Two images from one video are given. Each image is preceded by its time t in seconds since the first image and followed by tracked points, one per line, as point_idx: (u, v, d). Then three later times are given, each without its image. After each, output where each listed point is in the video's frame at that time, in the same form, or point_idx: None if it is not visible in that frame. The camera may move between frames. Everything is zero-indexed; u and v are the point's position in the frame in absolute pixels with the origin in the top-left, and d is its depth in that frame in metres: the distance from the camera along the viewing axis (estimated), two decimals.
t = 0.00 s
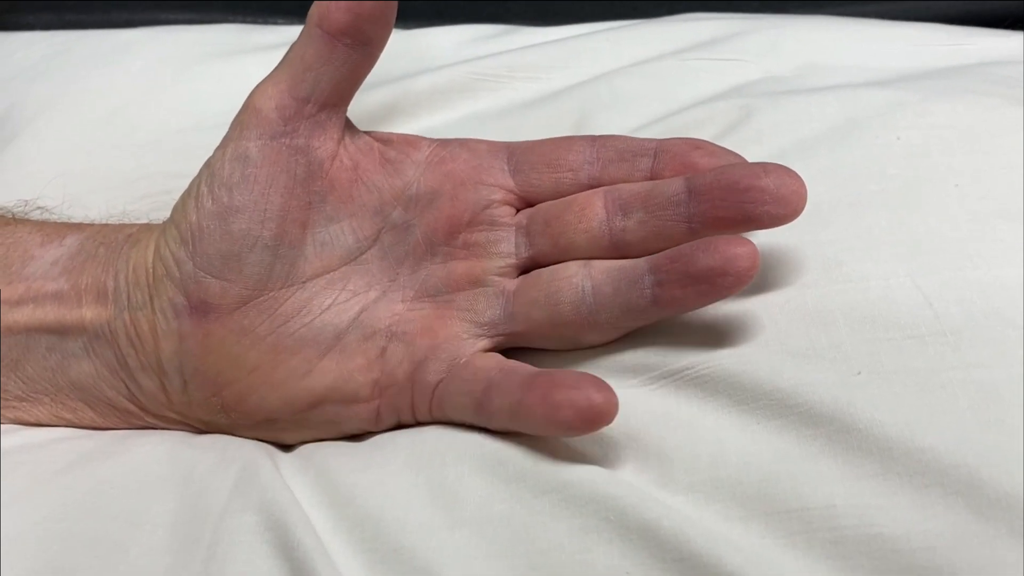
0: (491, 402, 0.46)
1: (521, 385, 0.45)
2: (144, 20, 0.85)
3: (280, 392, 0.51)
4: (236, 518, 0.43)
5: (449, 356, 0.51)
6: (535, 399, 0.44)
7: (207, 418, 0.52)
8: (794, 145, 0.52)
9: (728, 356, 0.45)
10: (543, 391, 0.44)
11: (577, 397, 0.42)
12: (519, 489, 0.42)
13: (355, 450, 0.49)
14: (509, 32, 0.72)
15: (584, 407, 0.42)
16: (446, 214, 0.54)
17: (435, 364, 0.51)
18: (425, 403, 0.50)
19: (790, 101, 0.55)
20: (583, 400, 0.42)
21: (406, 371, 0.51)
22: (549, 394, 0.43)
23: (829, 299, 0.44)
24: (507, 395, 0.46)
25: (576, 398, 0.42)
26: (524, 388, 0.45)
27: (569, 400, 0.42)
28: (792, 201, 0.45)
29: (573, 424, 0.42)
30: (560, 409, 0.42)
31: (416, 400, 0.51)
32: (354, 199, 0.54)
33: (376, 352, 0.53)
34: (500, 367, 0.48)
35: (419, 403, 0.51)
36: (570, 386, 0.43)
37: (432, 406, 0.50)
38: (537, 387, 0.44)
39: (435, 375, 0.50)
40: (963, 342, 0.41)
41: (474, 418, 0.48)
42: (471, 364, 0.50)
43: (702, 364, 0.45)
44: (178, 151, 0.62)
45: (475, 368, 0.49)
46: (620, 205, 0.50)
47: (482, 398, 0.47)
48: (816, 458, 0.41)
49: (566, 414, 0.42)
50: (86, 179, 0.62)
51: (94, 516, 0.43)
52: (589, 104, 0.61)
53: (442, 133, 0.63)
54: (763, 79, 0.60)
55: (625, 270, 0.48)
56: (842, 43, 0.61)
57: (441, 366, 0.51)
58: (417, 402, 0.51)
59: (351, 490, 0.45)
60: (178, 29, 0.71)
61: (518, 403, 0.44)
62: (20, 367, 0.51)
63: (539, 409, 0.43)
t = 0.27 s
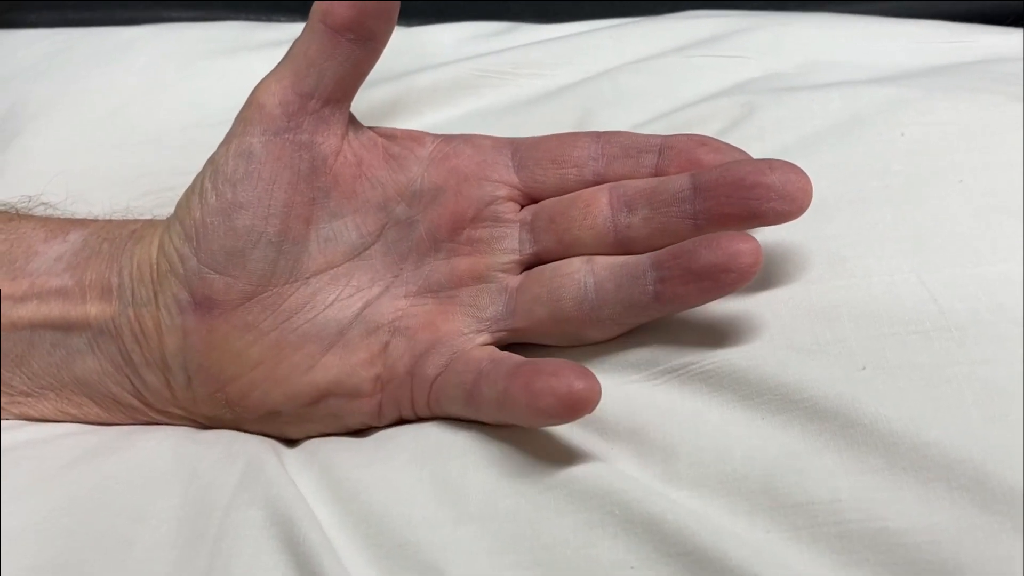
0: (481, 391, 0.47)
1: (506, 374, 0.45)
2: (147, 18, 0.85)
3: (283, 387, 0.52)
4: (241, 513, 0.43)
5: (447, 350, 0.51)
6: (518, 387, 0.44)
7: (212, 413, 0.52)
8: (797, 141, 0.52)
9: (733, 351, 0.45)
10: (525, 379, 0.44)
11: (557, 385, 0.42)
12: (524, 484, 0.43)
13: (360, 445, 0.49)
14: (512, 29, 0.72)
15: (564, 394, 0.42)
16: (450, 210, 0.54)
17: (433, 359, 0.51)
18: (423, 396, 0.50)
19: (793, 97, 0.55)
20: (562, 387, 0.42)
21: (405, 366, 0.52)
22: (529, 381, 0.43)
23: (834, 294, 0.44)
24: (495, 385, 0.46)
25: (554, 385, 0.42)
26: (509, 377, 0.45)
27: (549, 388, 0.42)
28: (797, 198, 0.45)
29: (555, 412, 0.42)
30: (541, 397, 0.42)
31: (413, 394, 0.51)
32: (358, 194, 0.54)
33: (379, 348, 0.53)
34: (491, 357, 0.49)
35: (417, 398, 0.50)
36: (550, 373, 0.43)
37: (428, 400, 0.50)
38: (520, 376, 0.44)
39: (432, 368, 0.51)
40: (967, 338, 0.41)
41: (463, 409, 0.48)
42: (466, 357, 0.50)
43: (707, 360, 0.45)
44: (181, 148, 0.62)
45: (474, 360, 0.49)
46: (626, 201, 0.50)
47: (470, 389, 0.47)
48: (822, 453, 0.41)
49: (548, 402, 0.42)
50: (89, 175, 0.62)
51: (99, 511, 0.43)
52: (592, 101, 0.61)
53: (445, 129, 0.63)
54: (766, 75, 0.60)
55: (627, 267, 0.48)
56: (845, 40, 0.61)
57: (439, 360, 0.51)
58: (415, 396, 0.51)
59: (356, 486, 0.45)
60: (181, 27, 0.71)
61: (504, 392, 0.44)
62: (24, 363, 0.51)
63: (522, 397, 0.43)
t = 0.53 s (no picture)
0: (481, 397, 0.47)
1: (506, 380, 0.45)
2: (148, 21, 0.85)
3: (284, 392, 0.52)
4: (242, 518, 0.43)
5: (447, 357, 0.51)
6: (518, 393, 0.44)
7: (212, 418, 0.52)
8: (798, 146, 0.52)
9: (733, 356, 0.45)
10: (525, 385, 0.44)
11: (557, 390, 0.42)
12: (525, 489, 0.43)
13: (360, 450, 0.49)
14: (512, 33, 0.72)
15: (563, 400, 0.42)
16: (450, 215, 0.54)
17: (433, 365, 0.51)
18: (423, 402, 0.50)
19: (793, 101, 0.55)
20: (558, 392, 0.42)
21: (404, 372, 0.52)
22: (530, 387, 0.43)
23: (835, 299, 0.44)
24: (495, 391, 0.46)
25: (554, 391, 0.42)
26: (509, 382, 0.45)
27: (548, 394, 0.42)
28: (798, 206, 0.45)
29: (554, 418, 0.42)
30: (539, 403, 0.42)
31: (413, 400, 0.51)
32: (359, 199, 0.54)
33: (379, 354, 0.53)
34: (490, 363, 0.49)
35: (417, 404, 0.51)
36: (549, 378, 0.43)
37: (428, 406, 0.50)
38: (520, 381, 0.44)
39: (432, 374, 0.51)
40: (968, 343, 0.41)
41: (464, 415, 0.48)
42: (466, 363, 0.50)
43: (708, 365, 0.45)
44: (182, 151, 0.63)
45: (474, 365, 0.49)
46: (626, 208, 0.50)
47: (471, 394, 0.47)
48: (822, 459, 0.41)
49: (546, 408, 0.42)
50: (89, 179, 0.62)
51: (100, 516, 0.43)
52: (593, 105, 0.61)
53: (445, 133, 0.63)
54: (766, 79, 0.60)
55: (628, 273, 0.48)
56: (845, 44, 0.61)
57: (439, 366, 0.51)
58: (414, 403, 0.51)
59: (357, 491, 0.45)
60: (181, 30, 0.71)
61: (505, 397, 0.44)
62: (25, 368, 0.51)
63: (521, 403, 0.43)
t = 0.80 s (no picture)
0: (550, 372, 0.47)
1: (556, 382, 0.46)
2: (147, 21, 0.85)
3: (288, 387, 0.52)
4: (240, 518, 0.43)
5: (463, 348, 0.51)
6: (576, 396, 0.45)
7: (212, 415, 0.52)
8: (797, 145, 0.52)
9: (733, 356, 0.45)
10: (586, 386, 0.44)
11: (647, 346, 0.45)
12: (524, 488, 0.42)
13: (359, 449, 0.49)
14: (511, 33, 0.72)
15: (657, 352, 0.45)
16: (448, 208, 0.54)
17: (455, 353, 0.51)
18: (450, 391, 0.50)
19: (793, 101, 0.55)
20: (651, 347, 0.45)
21: (421, 363, 0.51)
22: (619, 350, 0.45)
23: (834, 299, 0.44)
24: (564, 363, 0.47)
25: (645, 347, 0.45)
26: (584, 351, 0.46)
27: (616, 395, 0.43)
28: (790, 200, 0.45)
29: (647, 369, 0.45)
30: (635, 359, 0.45)
31: (436, 390, 0.50)
32: (359, 196, 0.54)
33: (384, 348, 0.52)
34: (539, 339, 0.49)
35: (440, 396, 0.50)
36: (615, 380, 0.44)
37: (460, 395, 0.50)
38: (599, 346, 0.46)
39: (455, 365, 0.50)
40: (968, 343, 0.41)
41: (531, 392, 0.48)
42: (493, 356, 0.49)
43: (708, 364, 0.45)
44: (182, 150, 0.63)
45: (490, 365, 0.49)
46: (619, 201, 0.50)
47: (536, 371, 0.48)
48: (822, 458, 0.41)
49: (643, 363, 0.45)
50: (87, 179, 0.62)
51: (97, 516, 0.43)
52: (592, 104, 0.61)
53: (444, 133, 0.63)
54: (765, 79, 0.60)
55: (625, 264, 0.48)
56: (844, 44, 0.61)
57: (461, 357, 0.50)
58: (437, 392, 0.50)
59: (355, 490, 0.44)
60: (180, 30, 0.71)
61: (583, 365, 0.46)
62: (21, 367, 0.51)
63: (612, 364, 0.45)
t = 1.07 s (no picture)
0: (545, 369, 0.47)
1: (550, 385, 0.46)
2: (145, 19, 0.85)
3: (283, 385, 0.51)
4: (235, 516, 0.43)
5: (459, 347, 0.50)
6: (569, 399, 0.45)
7: (207, 413, 0.52)
8: (794, 142, 0.52)
9: (729, 353, 0.44)
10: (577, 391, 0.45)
11: (641, 341, 0.45)
12: (519, 486, 0.42)
13: (355, 447, 0.49)
14: (509, 30, 0.71)
15: (650, 347, 0.45)
16: (444, 207, 0.54)
17: (450, 352, 0.50)
18: (445, 391, 0.50)
19: (790, 98, 0.54)
20: (644, 342, 0.45)
21: (417, 363, 0.51)
22: (613, 347, 0.45)
23: (830, 296, 0.44)
24: (559, 361, 0.47)
25: (639, 342, 0.45)
26: (578, 349, 0.46)
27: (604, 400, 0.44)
28: (784, 196, 0.45)
29: (643, 365, 0.45)
30: (629, 355, 0.45)
31: (430, 389, 0.50)
32: (354, 194, 0.54)
33: (378, 347, 0.52)
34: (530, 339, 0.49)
35: (435, 396, 0.50)
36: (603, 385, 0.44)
37: (454, 395, 0.50)
38: (591, 343, 0.46)
39: (451, 364, 0.50)
40: (964, 340, 0.41)
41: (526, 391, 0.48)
42: (490, 355, 0.49)
43: (704, 361, 0.45)
44: (178, 148, 0.62)
45: (485, 364, 0.49)
46: (613, 198, 0.50)
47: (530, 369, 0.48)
48: (818, 456, 0.41)
49: (637, 358, 0.45)
50: (83, 176, 0.62)
51: (92, 513, 0.43)
52: (589, 102, 0.61)
53: (440, 130, 0.63)
54: (762, 76, 0.60)
55: (617, 260, 0.48)
56: (843, 42, 0.61)
57: (456, 356, 0.50)
58: (431, 391, 0.50)
59: (351, 488, 0.44)
60: (177, 28, 0.71)
61: (578, 362, 0.46)
62: (16, 364, 0.51)
63: (605, 362, 0.45)
